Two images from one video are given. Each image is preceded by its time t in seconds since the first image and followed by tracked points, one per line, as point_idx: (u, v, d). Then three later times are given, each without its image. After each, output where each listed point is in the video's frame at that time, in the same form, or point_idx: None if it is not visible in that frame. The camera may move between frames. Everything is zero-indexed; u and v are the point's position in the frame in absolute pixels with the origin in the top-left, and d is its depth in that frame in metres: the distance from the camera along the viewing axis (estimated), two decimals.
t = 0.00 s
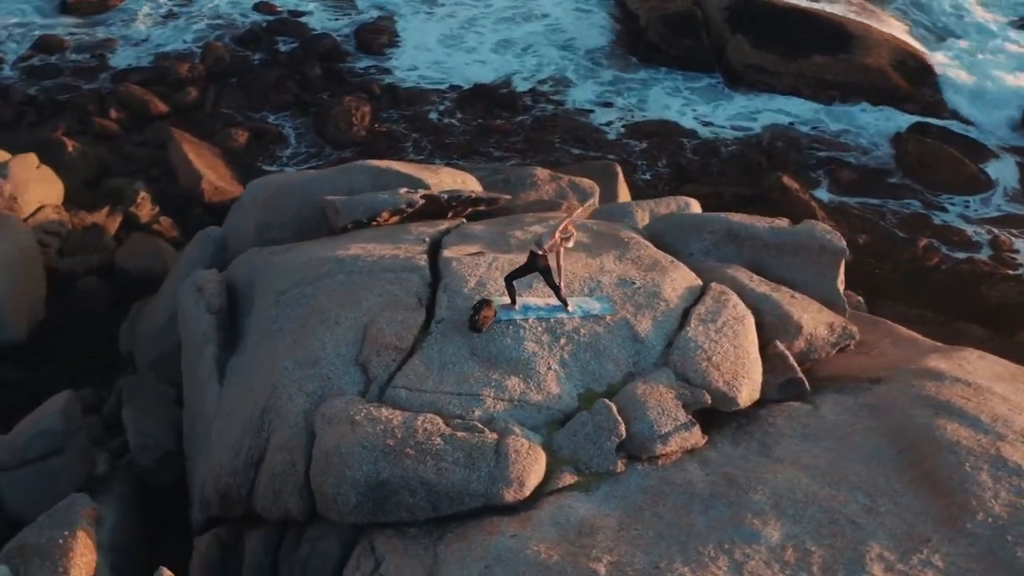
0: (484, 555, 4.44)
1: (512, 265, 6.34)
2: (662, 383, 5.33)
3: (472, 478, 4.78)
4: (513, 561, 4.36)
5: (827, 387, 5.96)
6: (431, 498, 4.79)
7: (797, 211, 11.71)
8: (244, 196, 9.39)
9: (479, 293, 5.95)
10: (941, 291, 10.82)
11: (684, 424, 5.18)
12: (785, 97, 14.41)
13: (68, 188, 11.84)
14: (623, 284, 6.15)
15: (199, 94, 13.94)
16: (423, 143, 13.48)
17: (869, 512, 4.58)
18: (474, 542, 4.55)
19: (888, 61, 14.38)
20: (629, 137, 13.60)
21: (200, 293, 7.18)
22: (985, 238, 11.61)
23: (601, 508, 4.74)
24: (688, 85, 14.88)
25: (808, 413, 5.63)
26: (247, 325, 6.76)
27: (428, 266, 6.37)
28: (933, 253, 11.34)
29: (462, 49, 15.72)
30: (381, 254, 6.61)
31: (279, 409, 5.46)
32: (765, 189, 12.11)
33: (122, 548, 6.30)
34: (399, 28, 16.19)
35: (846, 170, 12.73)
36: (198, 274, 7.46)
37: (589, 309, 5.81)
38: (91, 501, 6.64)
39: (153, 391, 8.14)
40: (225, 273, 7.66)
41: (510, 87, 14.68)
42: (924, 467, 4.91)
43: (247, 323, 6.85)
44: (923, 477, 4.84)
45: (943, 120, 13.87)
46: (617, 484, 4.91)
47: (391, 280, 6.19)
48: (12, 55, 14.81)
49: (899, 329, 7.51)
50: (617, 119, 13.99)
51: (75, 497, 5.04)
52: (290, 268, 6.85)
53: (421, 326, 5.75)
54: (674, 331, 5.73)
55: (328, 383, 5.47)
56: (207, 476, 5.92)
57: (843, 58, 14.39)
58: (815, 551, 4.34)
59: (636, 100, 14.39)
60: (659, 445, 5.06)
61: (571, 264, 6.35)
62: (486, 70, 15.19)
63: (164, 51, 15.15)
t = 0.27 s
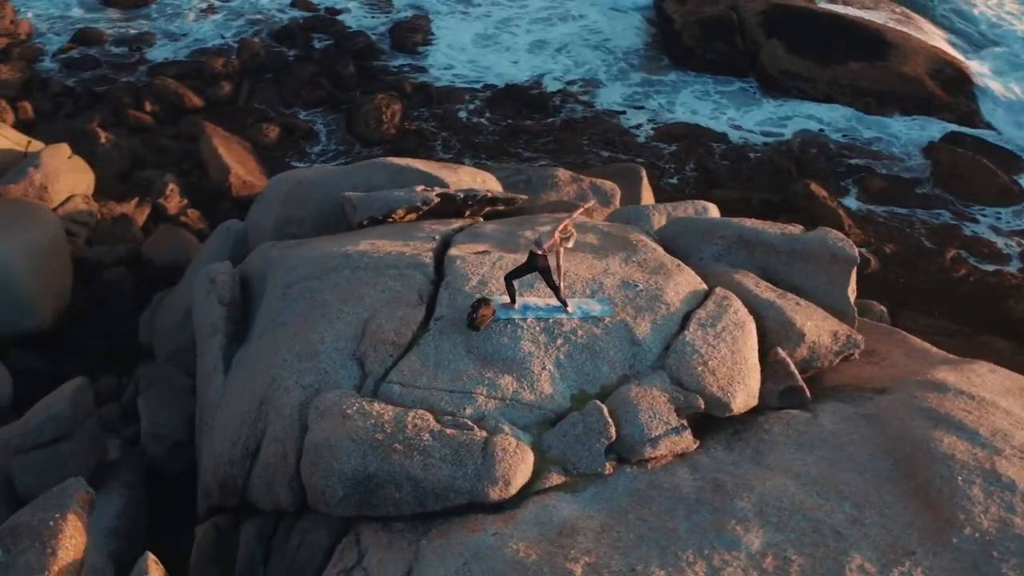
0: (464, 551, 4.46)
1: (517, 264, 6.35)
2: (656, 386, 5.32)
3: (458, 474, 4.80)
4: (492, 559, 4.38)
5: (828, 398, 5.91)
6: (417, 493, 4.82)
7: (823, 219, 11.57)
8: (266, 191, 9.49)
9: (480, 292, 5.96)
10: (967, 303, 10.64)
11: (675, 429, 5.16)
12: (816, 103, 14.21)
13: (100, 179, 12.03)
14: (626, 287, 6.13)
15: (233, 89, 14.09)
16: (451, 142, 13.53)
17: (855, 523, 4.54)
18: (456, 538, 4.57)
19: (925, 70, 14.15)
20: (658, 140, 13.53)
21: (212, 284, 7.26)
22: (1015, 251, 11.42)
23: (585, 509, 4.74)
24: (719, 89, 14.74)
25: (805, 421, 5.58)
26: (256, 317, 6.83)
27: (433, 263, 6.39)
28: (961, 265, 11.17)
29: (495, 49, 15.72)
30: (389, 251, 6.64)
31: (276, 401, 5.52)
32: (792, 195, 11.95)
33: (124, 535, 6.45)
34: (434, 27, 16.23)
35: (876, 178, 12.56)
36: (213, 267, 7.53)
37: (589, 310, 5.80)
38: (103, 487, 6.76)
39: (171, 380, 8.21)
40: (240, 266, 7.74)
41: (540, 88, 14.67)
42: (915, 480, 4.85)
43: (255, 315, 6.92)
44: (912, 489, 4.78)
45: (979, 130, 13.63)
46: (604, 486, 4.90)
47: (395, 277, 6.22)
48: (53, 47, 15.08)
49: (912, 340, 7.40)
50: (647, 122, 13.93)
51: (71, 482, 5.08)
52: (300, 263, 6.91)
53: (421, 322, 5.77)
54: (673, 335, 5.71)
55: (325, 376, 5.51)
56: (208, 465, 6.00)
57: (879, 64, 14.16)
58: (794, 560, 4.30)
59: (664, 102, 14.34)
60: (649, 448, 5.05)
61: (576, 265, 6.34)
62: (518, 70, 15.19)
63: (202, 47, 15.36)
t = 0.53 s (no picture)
0: (443, 546, 4.48)
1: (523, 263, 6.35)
2: (650, 390, 5.30)
3: (443, 470, 4.82)
4: (468, 555, 4.39)
5: (830, 408, 5.85)
6: (402, 487, 4.85)
7: (856, 228, 11.37)
8: (293, 184, 9.59)
9: (483, 290, 5.97)
10: (999, 319, 10.44)
11: (665, 433, 5.14)
12: (856, 111, 14.00)
13: (138, 168, 12.24)
14: (630, 289, 6.11)
15: (273, 83, 14.25)
16: (486, 140, 13.57)
17: (838, 535, 4.49)
18: (436, 533, 4.60)
19: (970, 81, 13.87)
20: (693, 143, 13.44)
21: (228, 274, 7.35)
22: None
23: (569, 509, 4.73)
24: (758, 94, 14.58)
25: (803, 430, 5.52)
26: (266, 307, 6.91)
27: (440, 259, 6.41)
28: (995, 279, 10.98)
29: (535, 48, 15.71)
30: (398, 246, 6.68)
31: (274, 390, 5.58)
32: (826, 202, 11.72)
33: (131, 515, 6.56)
34: (476, 26, 16.26)
35: (913, 189, 12.36)
36: (232, 258, 7.62)
37: (589, 311, 5.78)
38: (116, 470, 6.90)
39: (193, 366, 8.36)
40: (258, 258, 7.83)
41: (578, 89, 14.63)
42: (906, 494, 4.78)
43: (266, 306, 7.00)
44: (901, 503, 4.72)
45: None
46: (590, 487, 4.89)
47: (401, 272, 6.26)
48: (101, 37, 15.39)
49: (929, 352, 7.27)
50: (683, 125, 13.84)
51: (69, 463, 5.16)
52: (312, 255, 6.97)
53: (421, 318, 5.80)
54: (673, 339, 5.67)
55: (323, 368, 5.56)
56: (211, 451, 6.09)
57: (923, 74, 13.87)
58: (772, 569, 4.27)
59: (700, 105, 14.24)
60: (638, 451, 5.03)
61: (582, 267, 6.33)
62: (557, 71, 15.17)
63: (247, 41, 15.57)
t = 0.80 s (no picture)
0: (424, 541, 4.50)
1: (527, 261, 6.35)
2: (643, 393, 5.29)
3: (431, 465, 4.84)
4: (449, 551, 4.41)
5: (831, 417, 5.78)
6: (390, 481, 4.88)
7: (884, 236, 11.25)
8: (315, 179, 9.66)
9: (484, 288, 5.98)
10: None
11: (657, 436, 5.12)
12: (891, 118, 13.82)
13: (170, 160, 12.40)
14: (632, 291, 6.08)
15: (306, 78, 14.37)
16: (514, 140, 13.57)
17: (822, 545, 4.45)
18: (420, 528, 4.62)
19: (1009, 89, 13.60)
20: (722, 147, 13.35)
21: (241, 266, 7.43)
22: None
23: (554, 509, 4.73)
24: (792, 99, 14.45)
25: (800, 437, 5.45)
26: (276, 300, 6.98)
27: (446, 256, 6.43)
28: None
29: (569, 49, 15.69)
30: (406, 242, 6.71)
31: (273, 382, 5.64)
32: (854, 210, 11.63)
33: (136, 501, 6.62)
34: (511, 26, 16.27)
35: (945, 199, 12.18)
36: (247, 250, 7.66)
37: (589, 312, 5.77)
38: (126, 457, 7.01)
39: (209, 356, 8.46)
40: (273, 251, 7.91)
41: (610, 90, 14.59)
42: (896, 505, 4.72)
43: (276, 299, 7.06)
44: (890, 514, 4.66)
45: None
46: (577, 488, 4.89)
47: (406, 268, 6.29)
48: (141, 31, 15.63)
49: (942, 363, 7.13)
50: (714, 128, 13.75)
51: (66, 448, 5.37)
52: (322, 250, 7.02)
53: (422, 314, 5.83)
54: (672, 342, 5.65)
55: (321, 361, 5.61)
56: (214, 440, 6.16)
57: (960, 82, 13.64)
58: None
59: (730, 109, 14.14)
60: (627, 453, 5.02)
61: (587, 268, 6.32)
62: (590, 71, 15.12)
63: (284, 37, 15.72)
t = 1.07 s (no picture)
0: (403, 535, 4.53)
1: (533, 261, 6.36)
2: (636, 396, 5.27)
3: (417, 460, 4.87)
4: (426, 546, 4.44)
5: (830, 428, 5.71)
6: (376, 474, 4.91)
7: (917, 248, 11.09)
8: (342, 174, 9.73)
9: (486, 286, 6.00)
10: None
11: (645, 440, 5.10)
12: (931, 128, 13.59)
13: (206, 152, 12.58)
14: (636, 294, 6.06)
15: (345, 75, 14.48)
16: (548, 140, 13.57)
17: (801, 555, 4.42)
18: (401, 521, 4.65)
19: None
20: (757, 152, 13.23)
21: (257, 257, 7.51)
22: None
23: (535, 509, 4.73)
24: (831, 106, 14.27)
25: (795, 446, 5.39)
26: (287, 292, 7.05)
27: (453, 253, 6.44)
28: None
29: (609, 50, 15.64)
30: (416, 238, 6.74)
31: (272, 372, 5.71)
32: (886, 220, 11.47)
33: (143, 486, 6.72)
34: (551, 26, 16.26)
35: (982, 211, 11.96)
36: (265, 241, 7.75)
37: (589, 314, 5.76)
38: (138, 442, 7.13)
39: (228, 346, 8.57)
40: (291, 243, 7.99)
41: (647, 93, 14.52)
42: (882, 518, 4.66)
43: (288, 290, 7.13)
44: (875, 526, 4.61)
45: None
46: (562, 489, 4.88)
47: (411, 264, 6.32)
48: (187, 24, 15.87)
49: (956, 376, 7.00)
50: (749, 133, 13.63)
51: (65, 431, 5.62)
52: (335, 243, 7.08)
53: (422, 310, 5.86)
54: (670, 346, 5.62)
55: (320, 354, 5.66)
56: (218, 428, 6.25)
57: (1004, 93, 13.38)
58: None
59: (767, 115, 14.01)
60: (615, 456, 5.01)
61: (592, 269, 6.31)
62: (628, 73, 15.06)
63: (325, 33, 15.86)
